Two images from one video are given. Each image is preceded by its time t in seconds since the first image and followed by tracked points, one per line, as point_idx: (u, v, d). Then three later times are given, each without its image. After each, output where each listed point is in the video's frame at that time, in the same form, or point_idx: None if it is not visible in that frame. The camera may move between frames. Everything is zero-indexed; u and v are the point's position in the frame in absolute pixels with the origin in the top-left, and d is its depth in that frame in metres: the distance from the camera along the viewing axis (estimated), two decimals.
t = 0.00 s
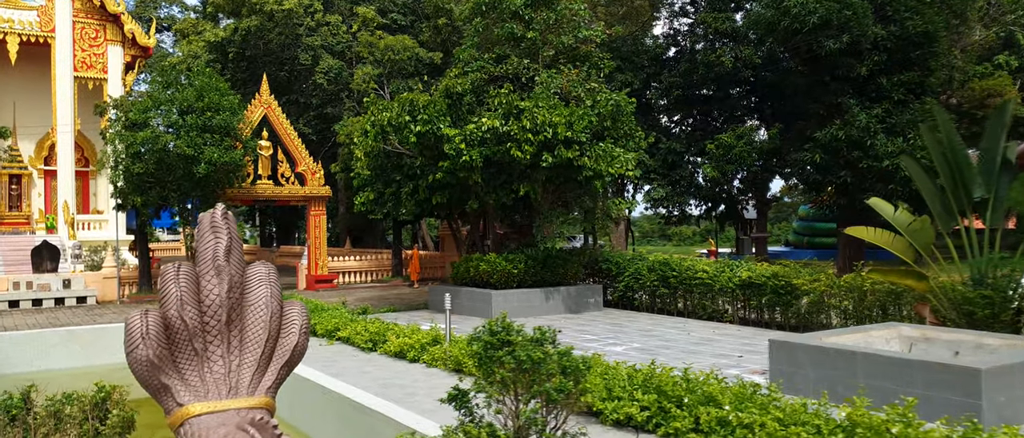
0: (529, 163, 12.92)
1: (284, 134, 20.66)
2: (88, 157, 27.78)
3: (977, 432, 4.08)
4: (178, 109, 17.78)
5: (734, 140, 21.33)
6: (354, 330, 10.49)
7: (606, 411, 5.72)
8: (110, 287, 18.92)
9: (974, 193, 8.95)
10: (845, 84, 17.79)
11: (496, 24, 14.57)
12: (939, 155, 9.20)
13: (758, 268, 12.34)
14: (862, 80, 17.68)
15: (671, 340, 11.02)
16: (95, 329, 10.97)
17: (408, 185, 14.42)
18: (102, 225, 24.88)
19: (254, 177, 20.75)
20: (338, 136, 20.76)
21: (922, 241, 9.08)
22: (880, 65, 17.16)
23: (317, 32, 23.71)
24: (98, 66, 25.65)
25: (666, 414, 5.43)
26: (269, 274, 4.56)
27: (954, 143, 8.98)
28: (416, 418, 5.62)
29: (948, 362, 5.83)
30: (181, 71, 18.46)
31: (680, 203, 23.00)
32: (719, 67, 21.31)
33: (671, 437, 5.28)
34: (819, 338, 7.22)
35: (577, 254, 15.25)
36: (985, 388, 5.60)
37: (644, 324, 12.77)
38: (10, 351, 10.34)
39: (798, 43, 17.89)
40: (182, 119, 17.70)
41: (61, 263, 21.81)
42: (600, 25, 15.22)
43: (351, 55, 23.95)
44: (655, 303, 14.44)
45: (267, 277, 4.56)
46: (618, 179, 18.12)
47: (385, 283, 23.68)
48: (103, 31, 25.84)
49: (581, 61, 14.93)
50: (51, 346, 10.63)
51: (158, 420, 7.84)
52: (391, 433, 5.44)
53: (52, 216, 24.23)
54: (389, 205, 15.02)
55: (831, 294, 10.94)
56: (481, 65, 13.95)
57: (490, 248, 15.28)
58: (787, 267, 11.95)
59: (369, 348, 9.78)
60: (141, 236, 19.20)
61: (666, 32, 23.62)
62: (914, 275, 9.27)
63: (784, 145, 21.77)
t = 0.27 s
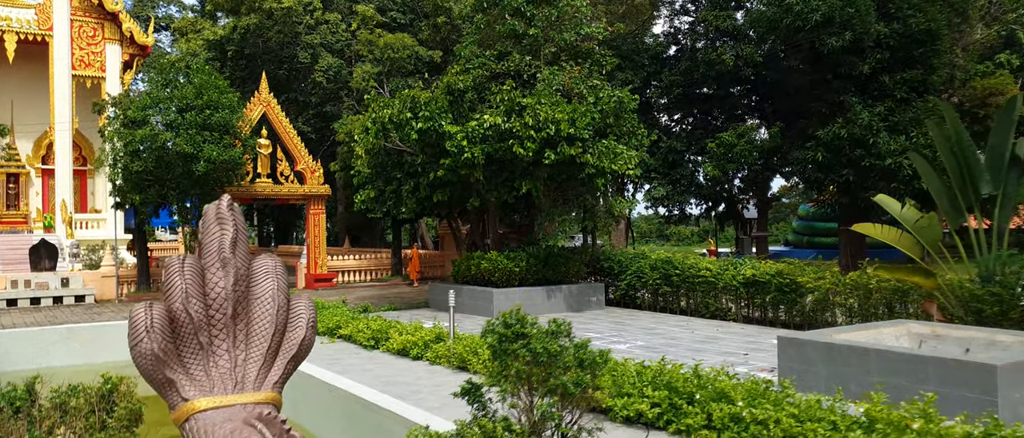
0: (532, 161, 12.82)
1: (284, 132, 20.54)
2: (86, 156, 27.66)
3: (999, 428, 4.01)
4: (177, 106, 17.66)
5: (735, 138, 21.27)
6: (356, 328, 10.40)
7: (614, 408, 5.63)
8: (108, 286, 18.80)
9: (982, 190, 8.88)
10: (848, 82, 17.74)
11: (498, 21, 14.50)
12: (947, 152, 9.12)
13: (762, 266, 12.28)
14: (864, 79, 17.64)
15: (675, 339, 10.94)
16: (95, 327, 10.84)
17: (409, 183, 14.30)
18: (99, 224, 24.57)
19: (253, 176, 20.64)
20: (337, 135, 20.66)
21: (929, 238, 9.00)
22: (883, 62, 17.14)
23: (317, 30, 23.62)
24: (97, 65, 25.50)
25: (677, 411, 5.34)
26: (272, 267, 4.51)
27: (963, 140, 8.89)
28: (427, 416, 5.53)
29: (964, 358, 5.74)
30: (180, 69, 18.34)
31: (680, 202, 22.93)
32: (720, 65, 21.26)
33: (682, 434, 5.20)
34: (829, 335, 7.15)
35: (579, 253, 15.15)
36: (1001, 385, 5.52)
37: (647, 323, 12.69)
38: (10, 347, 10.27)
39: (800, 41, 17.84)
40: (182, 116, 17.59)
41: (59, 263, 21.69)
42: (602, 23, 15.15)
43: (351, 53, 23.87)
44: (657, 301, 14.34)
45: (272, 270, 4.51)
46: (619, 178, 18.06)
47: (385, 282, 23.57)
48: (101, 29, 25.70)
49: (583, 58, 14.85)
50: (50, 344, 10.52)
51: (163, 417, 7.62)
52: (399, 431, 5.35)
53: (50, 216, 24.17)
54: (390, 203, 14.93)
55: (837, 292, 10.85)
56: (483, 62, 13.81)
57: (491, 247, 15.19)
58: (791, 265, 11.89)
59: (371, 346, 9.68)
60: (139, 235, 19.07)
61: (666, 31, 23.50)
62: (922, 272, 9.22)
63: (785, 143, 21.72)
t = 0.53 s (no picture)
0: (534, 154, 12.71)
1: (283, 127, 20.41)
2: (84, 152, 27.50)
3: None
4: (176, 101, 17.54)
5: (736, 134, 21.18)
6: (357, 321, 10.29)
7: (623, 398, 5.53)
8: (107, 282, 18.68)
9: (991, 181, 8.81)
10: (851, 77, 17.67)
11: (499, 13, 14.40)
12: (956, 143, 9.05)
13: (766, 260, 12.21)
14: (867, 73, 17.58)
15: (679, 332, 10.85)
16: (93, 320, 10.75)
17: (409, 177, 14.16)
18: (98, 222, 24.23)
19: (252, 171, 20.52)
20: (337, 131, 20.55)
21: (938, 230, 8.92)
22: (886, 57, 17.15)
23: (316, 26, 23.50)
24: (95, 62, 25.36)
25: (688, 400, 5.24)
26: (275, 252, 4.58)
27: (971, 131, 8.82)
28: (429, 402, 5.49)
29: (979, 346, 5.68)
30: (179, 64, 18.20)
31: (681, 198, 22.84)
32: (722, 61, 21.18)
33: (694, 423, 5.09)
34: (839, 325, 7.06)
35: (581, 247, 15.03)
36: (1020, 374, 5.41)
37: (651, 317, 12.60)
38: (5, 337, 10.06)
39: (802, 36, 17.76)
40: (181, 111, 17.46)
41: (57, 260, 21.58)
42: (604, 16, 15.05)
43: (350, 49, 23.75)
44: (660, 296, 14.23)
45: (275, 254, 4.58)
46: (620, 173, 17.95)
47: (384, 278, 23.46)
48: (99, 26, 25.48)
49: (585, 51, 14.74)
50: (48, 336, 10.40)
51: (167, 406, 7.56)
52: (404, 419, 5.28)
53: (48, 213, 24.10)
54: (391, 197, 14.83)
55: (842, 285, 10.75)
56: (485, 54, 13.66)
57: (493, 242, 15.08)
58: (796, 258, 11.81)
59: (373, 338, 9.57)
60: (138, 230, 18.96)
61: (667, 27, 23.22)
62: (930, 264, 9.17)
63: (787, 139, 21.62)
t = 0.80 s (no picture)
0: (537, 151, 12.58)
1: (282, 125, 20.27)
2: (83, 152, 27.35)
3: None
4: (176, 99, 17.41)
5: (738, 133, 21.07)
6: (360, 319, 10.16)
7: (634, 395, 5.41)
8: (105, 281, 18.55)
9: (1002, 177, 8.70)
10: (854, 75, 17.57)
11: (502, 10, 14.30)
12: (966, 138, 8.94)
13: (772, 257, 12.10)
14: (871, 71, 17.49)
15: (685, 330, 10.72)
16: (92, 318, 10.61)
17: (411, 175, 14.01)
18: (97, 221, 24.21)
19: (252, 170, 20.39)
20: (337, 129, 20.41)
21: (948, 226, 8.81)
22: (890, 54, 17.08)
23: (316, 24, 23.36)
24: (94, 61, 25.22)
25: (702, 397, 5.11)
26: (278, 246, 5.12)
27: (982, 126, 8.71)
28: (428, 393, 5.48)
29: (997, 343, 5.60)
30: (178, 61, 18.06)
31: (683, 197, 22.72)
32: (724, 59, 21.07)
33: (708, 420, 4.96)
34: (850, 321, 6.95)
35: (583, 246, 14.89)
36: None
37: (655, 316, 12.47)
38: None
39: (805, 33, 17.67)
40: (180, 108, 17.32)
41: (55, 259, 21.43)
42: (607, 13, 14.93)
43: (350, 47, 23.62)
44: (664, 295, 14.09)
45: (278, 247, 5.12)
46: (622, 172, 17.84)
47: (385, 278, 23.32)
48: (98, 24, 25.32)
49: (588, 48, 14.62)
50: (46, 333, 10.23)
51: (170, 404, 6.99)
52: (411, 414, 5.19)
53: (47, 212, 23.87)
54: (392, 195, 14.71)
55: (850, 283, 10.64)
56: (487, 51, 13.48)
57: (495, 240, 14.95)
58: (803, 256, 11.71)
59: (375, 337, 9.44)
60: (137, 229, 18.82)
61: (669, 25, 23.13)
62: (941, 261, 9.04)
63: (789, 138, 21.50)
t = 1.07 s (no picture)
0: (542, 143, 12.47)
1: (284, 120, 20.15)
2: (83, 148, 27.26)
3: None
4: (177, 92, 17.29)
5: (741, 128, 20.98)
6: (365, 310, 10.08)
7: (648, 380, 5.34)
8: (106, 276, 18.50)
9: (1015, 168, 8.62)
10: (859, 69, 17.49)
11: (505, 2, 14.20)
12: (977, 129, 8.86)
13: (779, 250, 12.01)
14: (876, 64, 17.40)
15: (691, 323, 10.64)
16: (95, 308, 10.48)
17: (414, 167, 13.89)
18: (97, 217, 24.27)
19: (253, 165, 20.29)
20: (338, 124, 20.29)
21: (960, 216, 8.73)
22: (895, 48, 17.00)
23: (317, 18, 23.26)
24: (94, 57, 25.11)
25: (718, 382, 5.01)
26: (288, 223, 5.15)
27: (993, 117, 8.62)
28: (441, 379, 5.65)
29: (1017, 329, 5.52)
30: (179, 55, 17.95)
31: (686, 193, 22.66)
32: (727, 53, 20.97)
33: (725, 405, 4.86)
34: (864, 310, 6.85)
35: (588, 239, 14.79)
36: None
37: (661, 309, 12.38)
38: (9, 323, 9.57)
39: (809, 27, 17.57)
40: (181, 102, 17.21)
41: (56, 255, 21.34)
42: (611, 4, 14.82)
43: (351, 42, 23.52)
44: (669, 289, 14.01)
45: (289, 224, 5.16)
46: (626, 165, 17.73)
47: (387, 273, 23.23)
48: (98, 20, 25.22)
49: (592, 40, 14.52)
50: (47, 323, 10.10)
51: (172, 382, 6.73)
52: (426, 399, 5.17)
53: (47, 209, 23.74)
54: (396, 188, 14.62)
55: (859, 275, 10.55)
56: (491, 43, 13.34)
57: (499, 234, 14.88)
58: (810, 248, 11.64)
59: (380, 327, 9.34)
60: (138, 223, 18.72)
61: (672, 20, 23.07)
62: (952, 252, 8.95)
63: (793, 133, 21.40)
